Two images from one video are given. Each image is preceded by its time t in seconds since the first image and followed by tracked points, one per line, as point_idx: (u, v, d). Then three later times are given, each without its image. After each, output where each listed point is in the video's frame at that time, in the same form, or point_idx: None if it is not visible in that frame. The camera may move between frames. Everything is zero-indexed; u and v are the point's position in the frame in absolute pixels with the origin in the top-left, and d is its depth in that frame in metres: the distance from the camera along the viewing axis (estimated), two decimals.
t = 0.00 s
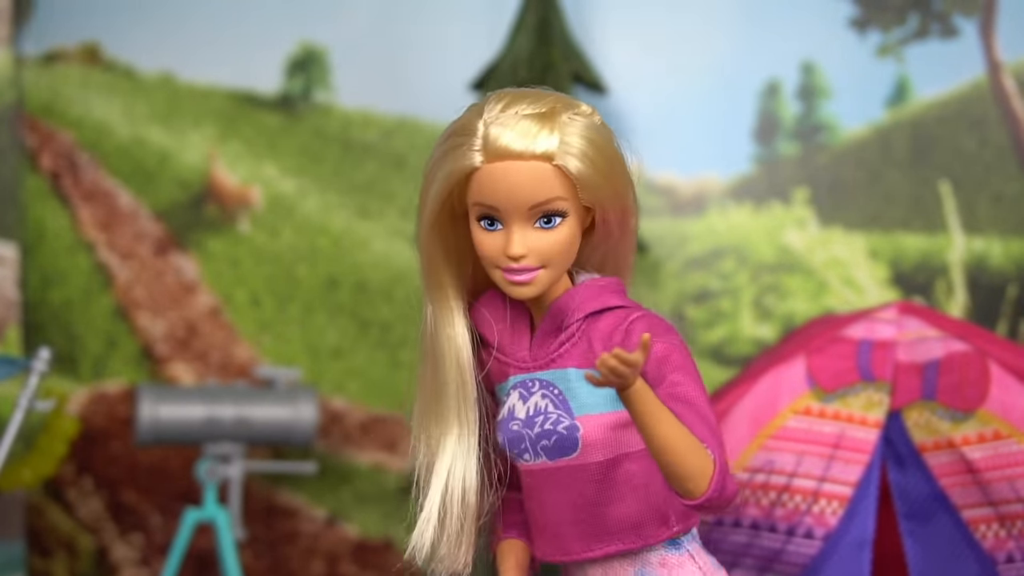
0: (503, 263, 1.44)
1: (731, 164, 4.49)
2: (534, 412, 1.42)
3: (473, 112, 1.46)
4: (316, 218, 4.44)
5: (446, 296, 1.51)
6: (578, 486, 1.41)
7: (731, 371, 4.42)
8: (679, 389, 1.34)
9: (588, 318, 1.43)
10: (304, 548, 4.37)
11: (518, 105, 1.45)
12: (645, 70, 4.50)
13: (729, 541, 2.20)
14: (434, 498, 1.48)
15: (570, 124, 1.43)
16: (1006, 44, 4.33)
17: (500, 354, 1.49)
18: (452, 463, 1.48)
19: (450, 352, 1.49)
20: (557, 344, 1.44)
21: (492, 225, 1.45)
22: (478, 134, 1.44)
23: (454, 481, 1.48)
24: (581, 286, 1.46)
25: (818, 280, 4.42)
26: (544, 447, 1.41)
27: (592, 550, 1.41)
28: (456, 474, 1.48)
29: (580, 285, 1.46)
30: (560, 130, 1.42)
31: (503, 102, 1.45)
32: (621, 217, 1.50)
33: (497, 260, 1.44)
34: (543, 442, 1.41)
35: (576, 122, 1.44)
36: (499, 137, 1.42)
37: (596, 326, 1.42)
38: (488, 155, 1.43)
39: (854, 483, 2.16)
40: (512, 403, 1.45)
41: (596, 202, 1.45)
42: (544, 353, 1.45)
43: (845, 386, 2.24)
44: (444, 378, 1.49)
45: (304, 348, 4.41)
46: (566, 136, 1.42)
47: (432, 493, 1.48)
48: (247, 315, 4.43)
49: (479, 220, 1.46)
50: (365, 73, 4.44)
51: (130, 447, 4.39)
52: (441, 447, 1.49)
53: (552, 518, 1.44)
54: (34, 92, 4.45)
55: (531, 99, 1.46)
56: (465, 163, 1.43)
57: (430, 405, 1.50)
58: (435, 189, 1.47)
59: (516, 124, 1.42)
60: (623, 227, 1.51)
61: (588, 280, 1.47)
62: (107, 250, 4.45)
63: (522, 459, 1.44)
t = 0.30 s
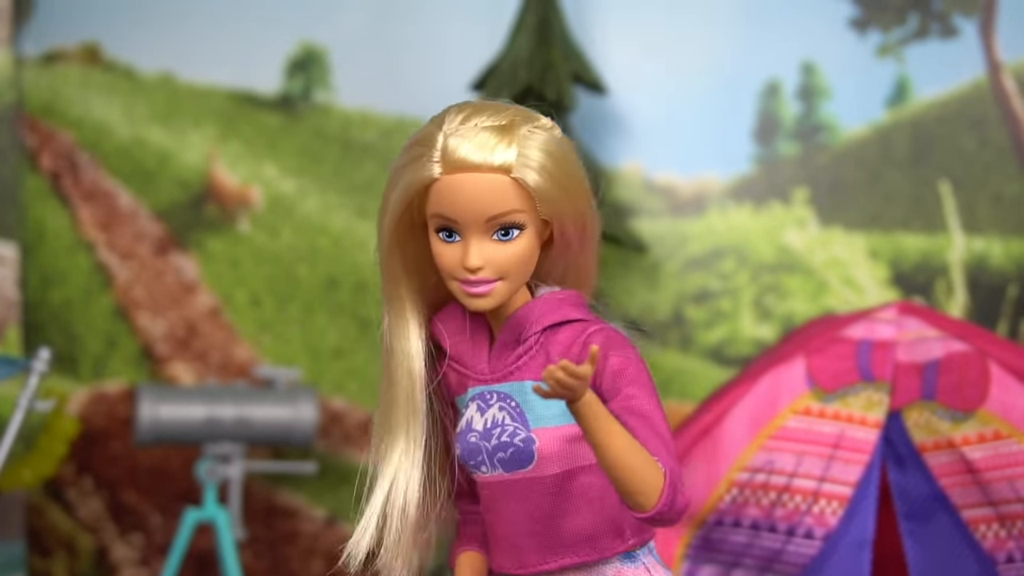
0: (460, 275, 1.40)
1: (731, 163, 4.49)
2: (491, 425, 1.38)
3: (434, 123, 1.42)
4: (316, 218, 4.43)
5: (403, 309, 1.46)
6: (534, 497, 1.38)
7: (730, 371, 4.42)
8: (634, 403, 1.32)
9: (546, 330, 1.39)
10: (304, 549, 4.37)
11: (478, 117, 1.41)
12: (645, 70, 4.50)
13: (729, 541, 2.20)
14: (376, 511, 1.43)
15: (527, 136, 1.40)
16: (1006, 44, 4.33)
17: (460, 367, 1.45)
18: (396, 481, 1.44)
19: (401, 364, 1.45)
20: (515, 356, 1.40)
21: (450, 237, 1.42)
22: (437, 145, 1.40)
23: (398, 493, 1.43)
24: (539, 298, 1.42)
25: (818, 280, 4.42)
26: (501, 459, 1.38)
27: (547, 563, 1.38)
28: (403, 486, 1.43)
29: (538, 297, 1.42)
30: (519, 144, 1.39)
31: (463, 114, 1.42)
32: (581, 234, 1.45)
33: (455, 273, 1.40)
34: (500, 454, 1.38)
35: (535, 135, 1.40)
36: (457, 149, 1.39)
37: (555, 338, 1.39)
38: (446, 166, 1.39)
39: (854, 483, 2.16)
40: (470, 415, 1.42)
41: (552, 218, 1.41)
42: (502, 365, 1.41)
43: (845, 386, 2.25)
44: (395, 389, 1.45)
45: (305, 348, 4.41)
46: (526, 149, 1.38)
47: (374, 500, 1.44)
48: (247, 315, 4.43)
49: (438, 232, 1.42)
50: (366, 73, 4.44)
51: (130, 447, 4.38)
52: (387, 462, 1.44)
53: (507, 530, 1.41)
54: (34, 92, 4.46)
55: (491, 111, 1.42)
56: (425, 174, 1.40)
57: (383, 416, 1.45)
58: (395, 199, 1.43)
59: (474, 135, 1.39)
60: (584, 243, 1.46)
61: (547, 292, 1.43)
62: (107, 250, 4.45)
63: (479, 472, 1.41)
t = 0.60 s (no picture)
0: (492, 261, 1.54)
1: (731, 163, 4.49)
2: (502, 413, 1.49)
3: (461, 127, 1.56)
4: (316, 218, 4.44)
5: (416, 296, 1.59)
6: (552, 477, 1.50)
7: (731, 372, 4.43)
8: (636, 378, 1.50)
9: (546, 328, 1.56)
10: (304, 549, 4.37)
11: (498, 122, 1.57)
12: (645, 70, 4.51)
13: (729, 542, 2.19)
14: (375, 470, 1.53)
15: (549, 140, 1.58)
16: (1005, 45, 4.34)
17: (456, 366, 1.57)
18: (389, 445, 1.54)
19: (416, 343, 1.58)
20: (522, 350, 1.54)
21: (482, 226, 1.55)
22: (471, 145, 1.54)
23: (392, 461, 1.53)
24: (531, 302, 1.59)
25: (818, 280, 4.43)
26: (515, 445, 1.49)
27: (562, 542, 1.48)
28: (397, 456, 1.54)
29: (530, 303, 1.59)
30: (547, 147, 1.57)
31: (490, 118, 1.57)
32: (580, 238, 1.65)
33: (489, 260, 1.54)
34: (514, 441, 1.49)
35: (550, 142, 1.57)
36: (491, 148, 1.53)
37: (556, 334, 1.56)
38: (483, 160, 1.53)
39: (854, 483, 2.17)
40: (475, 408, 1.52)
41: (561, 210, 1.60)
42: (508, 359, 1.54)
43: (845, 387, 2.24)
44: (405, 363, 1.57)
45: (304, 348, 4.41)
46: (552, 150, 1.57)
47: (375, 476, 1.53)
48: (247, 315, 4.43)
49: (468, 223, 1.55)
50: (366, 73, 4.44)
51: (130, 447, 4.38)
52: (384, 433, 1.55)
53: (516, 517, 1.49)
54: (34, 92, 4.46)
55: (508, 118, 1.58)
56: (459, 169, 1.53)
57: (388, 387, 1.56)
58: (430, 195, 1.55)
59: (506, 137, 1.54)
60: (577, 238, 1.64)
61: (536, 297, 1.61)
62: (107, 251, 4.45)
63: (487, 460, 1.51)
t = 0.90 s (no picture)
0: (560, 260, 1.53)
1: (731, 164, 4.49)
2: (547, 413, 1.50)
3: (539, 119, 1.53)
4: (316, 218, 4.45)
5: (487, 296, 1.56)
6: (593, 482, 1.48)
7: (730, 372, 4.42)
8: (688, 387, 1.48)
9: (595, 327, 1.56)
10: (304, 549, 4.38)
11: (574, 116, 1.54)
12: (645, 71, 4.51)
13: (729, 542, 2.19)
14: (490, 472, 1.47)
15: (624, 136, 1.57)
16: (1006, 45, 4.34)
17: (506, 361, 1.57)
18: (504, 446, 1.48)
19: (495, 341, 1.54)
20: (570, 348, 1.54)
21: (552, 223, 1.53)
22: (552, 139, 1.51)
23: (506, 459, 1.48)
24: (579, 298, 1.59)
25: (817, 280, 4.43)
26: (559, 447, 1.48)
27: (600, 547, 1.48)
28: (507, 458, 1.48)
29: (580, 299, 1.59)
30: (622, 144, 1.55)
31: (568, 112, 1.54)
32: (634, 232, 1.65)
33: (558, 258, 1.53)
34: (558, 442, 1.49)
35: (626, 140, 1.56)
36: (573, 145, 1.51)
37: (604, 333, 1.55)
38: (566, 158, 1.51)
39: (853, 483, 2.17)
40: (519, 405, 1.52)
41: (624, 205, 1.60)
42: (554, 357, 1.54)
43: (845, 387, 2.25)
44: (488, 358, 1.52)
45: (304, 348, 4.41)
46: (627, 147, 1.55)
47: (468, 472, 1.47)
48: (247, 315, 4.43)
49: (538, 218, 1.53)
50: (366, 73, 4.45)
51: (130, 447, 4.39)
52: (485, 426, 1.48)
53: (558, 519, 1.48)
54: (34, 92, 4.46)
55: (582, 112, 1.56)
56: (542, 164, 1.49)
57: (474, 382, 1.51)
58: (505, 189, 1.49)
59: (587, 132, 1.52)
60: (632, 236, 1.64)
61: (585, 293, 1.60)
62: (107, 251, 4.45)
63: (527, 460, 1.51)
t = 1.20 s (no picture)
0: (558, 261, 1.53)
1: (730, 164, 4.49)
2: (549, 413, 1.51)
3: (536, 117, 1.53)
4: (316, 218, 4.45)
5: (489, 297, 1.56)
6: (595, 483, 1.49)
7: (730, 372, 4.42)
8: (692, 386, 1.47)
9: (598, 325, 1.56)
10: (304, 549, 4.38)
11: (574, 115, 1.54)
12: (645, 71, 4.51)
13: (730, 542, 2.19)
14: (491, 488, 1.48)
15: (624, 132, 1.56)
16: (1005, 45, 4.35)
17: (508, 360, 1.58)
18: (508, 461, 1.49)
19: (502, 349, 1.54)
20: (572, 348, 1.55)
21: (549, 223, 1.53)
22: (549, 137, 1.51)
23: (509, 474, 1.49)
24: (584, 296, 1.59)
25: (818, 280, 4.43)
26: (561, 447, 1.49)
27: (601, 548, 1.48)
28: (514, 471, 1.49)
29: (585, 296, 1.59)
30: (622, 142, 1.54)
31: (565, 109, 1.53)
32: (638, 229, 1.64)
33: (556, 259, 1.53)
34: (560, 442, 1.50)
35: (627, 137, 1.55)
36: (570, 143, 1.50)
37: (607, 332, 1.55)
38: (562, 157, 1.51)
39: (853, 483, 2.17)
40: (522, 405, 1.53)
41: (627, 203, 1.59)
42: (556, 357, 1.55)
43: (845, 387, 2.25)
44: (495, 372, 1.52)
45: (304, 348, 4.41)
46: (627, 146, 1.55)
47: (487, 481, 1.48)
48: (247, 316, 4.43)
49: (536, 218, 1.54)
50: (366, 73, 4.45)
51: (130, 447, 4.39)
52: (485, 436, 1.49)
53: (561, 521, 1.49)
54: (34, 92, 4.45)
55: (582, 110, 1.56)
56: (538, 164, 1.49)
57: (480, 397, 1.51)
58: (502, 190, 1.50)
59: (585, 130, 1.52)
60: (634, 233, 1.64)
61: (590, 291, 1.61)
62: (107, 251, 4.45)
63: (530, 460, 1.52)
